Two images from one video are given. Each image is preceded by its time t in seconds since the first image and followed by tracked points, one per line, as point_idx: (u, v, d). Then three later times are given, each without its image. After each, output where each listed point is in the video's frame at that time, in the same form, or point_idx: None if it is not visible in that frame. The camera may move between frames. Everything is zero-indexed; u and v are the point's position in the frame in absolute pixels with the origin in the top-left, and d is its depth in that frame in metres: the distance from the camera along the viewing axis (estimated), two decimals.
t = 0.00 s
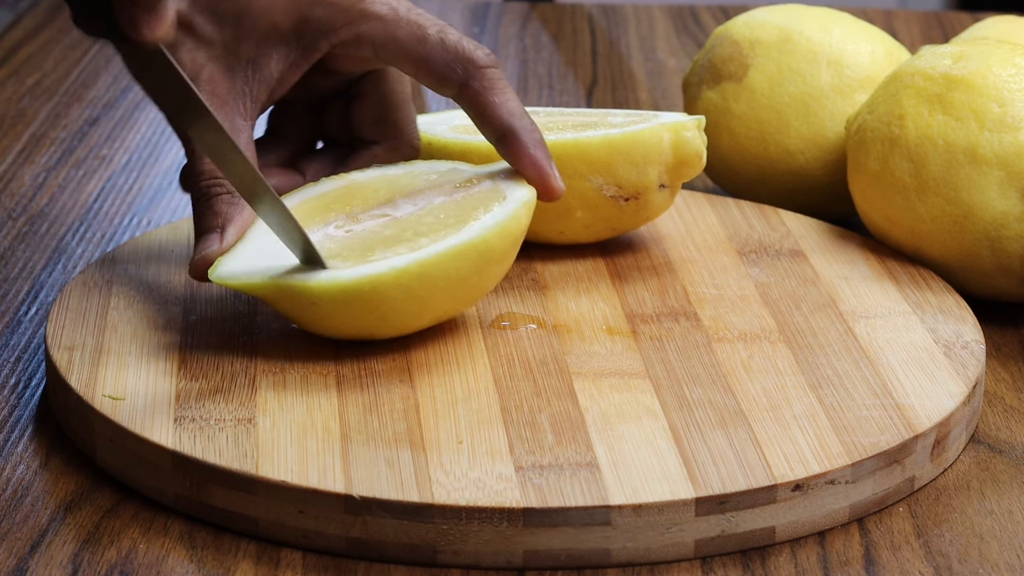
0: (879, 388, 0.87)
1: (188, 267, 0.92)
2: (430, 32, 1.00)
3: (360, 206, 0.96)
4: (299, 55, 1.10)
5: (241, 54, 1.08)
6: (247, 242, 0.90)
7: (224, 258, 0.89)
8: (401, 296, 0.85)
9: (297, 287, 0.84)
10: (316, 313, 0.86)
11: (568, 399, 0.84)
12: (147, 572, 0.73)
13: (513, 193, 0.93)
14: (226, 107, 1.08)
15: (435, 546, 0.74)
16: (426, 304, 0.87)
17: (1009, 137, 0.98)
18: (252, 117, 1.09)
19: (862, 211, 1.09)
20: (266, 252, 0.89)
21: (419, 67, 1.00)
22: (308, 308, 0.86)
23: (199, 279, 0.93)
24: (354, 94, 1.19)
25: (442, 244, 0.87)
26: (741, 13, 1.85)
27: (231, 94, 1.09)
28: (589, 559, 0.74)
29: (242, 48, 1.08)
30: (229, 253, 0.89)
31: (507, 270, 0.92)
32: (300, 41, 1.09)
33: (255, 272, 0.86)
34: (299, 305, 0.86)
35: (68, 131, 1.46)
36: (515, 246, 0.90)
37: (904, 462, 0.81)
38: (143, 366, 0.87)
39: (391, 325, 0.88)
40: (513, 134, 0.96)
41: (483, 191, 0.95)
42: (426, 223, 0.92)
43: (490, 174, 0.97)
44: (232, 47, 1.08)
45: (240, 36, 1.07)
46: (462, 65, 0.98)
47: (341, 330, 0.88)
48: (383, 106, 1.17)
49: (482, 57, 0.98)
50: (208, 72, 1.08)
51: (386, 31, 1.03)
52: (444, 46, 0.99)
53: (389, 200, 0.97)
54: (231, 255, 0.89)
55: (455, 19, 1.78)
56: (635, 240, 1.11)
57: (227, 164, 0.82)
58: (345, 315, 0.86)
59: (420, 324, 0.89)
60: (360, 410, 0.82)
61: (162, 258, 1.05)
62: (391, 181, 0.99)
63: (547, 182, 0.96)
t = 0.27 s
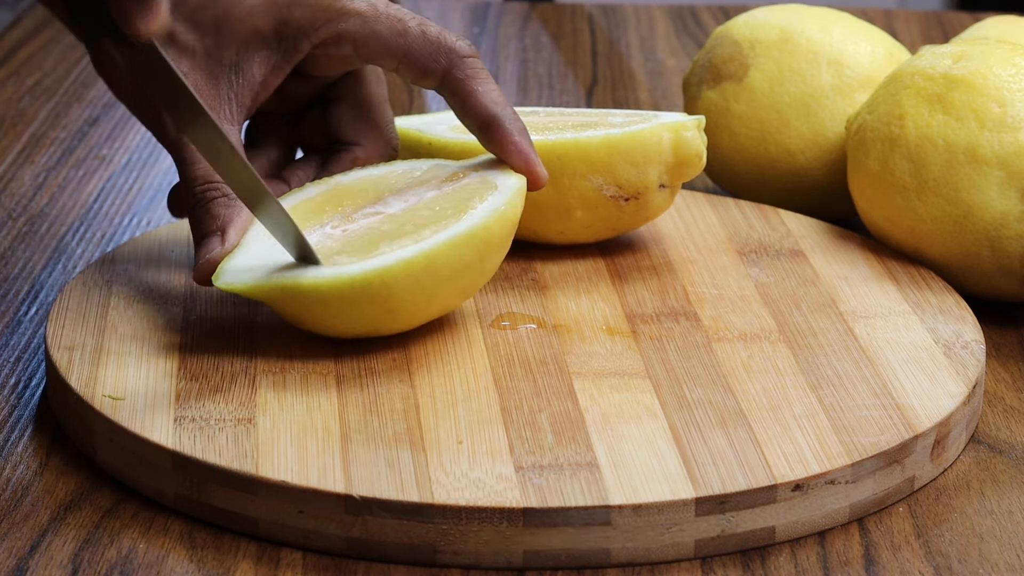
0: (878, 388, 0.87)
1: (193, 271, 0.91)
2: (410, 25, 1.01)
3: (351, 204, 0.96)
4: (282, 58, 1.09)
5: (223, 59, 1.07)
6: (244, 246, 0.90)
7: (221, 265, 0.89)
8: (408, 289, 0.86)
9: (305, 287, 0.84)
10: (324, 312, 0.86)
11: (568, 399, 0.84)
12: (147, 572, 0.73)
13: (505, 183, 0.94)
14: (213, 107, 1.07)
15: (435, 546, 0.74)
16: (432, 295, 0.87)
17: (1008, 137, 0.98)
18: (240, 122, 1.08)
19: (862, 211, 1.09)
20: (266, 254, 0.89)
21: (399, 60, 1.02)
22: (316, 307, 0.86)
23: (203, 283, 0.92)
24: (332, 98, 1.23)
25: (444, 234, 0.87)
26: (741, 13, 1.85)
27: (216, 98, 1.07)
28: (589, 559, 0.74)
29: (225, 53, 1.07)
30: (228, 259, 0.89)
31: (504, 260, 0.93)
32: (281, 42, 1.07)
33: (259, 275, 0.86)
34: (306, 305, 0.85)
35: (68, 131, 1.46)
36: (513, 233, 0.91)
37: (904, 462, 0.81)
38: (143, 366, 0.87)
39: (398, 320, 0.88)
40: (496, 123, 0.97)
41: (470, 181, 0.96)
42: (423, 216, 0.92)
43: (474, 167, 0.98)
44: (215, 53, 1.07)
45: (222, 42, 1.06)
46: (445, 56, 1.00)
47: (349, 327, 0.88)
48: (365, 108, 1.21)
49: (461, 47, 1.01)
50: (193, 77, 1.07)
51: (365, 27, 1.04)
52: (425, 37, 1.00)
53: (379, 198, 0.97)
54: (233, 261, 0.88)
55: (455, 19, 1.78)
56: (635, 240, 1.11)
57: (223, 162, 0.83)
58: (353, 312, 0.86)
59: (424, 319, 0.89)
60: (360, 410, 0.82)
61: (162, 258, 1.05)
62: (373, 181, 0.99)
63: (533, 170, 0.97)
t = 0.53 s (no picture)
0: (878, 388, 0.87)
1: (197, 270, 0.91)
2: (407, 25, 1.01)
3: (352, 204, 0.96)
4: (278, 56, 1.08)
5: (221, 60, 1.05)
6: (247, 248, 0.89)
7: (225, 266, 0.89)
8: (420, 290, 0.86)
9: (316, 288, 0.84)
10: (334, 314, 0.86)
11: (568, 399, 0.84)
12: (147, 572, 0.73)
13: (506, 184, 0.94)
14: (212, 107, 1.04)
15: (435, 546, 0.74)
16: (441, 297, 0.88)
17: (1008, 137, 0.98)
18: (238, 122, 1.06)
19: (862, 211, 1.09)
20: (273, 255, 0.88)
21: (396, 60, 1.02)
22: (326, 309, 0.85)
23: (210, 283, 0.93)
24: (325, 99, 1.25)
25: (452, 235, 0.88)
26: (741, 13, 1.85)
27: (214, 99, 1.05)
28: (589, 559, 0.74)
29: (223, 53, 1.05)
30: (234, 261, 0.88)
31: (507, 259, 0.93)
32: (279, 42, 1.07)
33: (269, 276, 0.85)
34: (317, 307, 0.85)
35: (68, 131, 1.46)
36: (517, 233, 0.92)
37: (904, 462, 0.81)
38: (143, 366, 0.87)
39: (408, 321, 0.88)
40: (494, 123, 0.97)
41: (469, 181, 0.96)
42: (426, 216, 0.93)
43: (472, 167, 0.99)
44: (212, 53, 1.05)
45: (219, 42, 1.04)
46: (443, 55, 1.00)
47: (356, 329, 0.88)
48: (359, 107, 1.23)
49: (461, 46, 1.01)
50: (193, 79, 1.04)
51: (363, 27, 1.04)
52: (422, 37, 1.01)
53: (380, 198, 0.97)
54: (240, 262, 0.87)
55: (455, 18, 1.78)
56: (635, 240, 1.11)
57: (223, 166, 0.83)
58: (364, 314, 0.86)
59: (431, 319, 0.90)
60: (360, 410, 0.82)
61: (162, 258, 1.05)
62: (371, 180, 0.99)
63: (530, 171, 0.97)
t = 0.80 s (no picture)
0: (878, 388, 0.87)
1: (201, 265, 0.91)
2: (403, 23, 1.02)
3: (351, 204, 0.96)
4: (273, 57, 1.09)
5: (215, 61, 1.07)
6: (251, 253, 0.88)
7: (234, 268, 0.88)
8: (431, 294, 0.86)
9: (333, 293, 0.84)
10: (346, 318, 0.85)
11: (568, 399, 0.84)
12: (147, 572, 0.73)
13: (505, 184, 0.95)
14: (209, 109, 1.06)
15: (435, 546, 0.74)
16: (449, 299, 0.88)
17: (1008, 137, 0.98)
18: (234, 122, 1.08)
19: (862, 211, 1.09)
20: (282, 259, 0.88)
21: (391, 58, 1.02)
22: (339, 313, 0.85)
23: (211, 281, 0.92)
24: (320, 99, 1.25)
25: (463, 239, 0.88)
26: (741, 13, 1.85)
27: (209, 99, 1.07)
28: (589, 559, 0.74)
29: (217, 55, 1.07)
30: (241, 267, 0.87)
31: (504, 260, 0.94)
32: (273, 42, 1.08)
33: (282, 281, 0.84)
34: (330, 311, 0.85)
35: (68, 131, 1.46)
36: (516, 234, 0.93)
37: (904, 462, 0.81)
38: (143, 366, 0.87)
39: (415, 324, 0.88)
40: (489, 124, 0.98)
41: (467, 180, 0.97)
42: (430, 219, 0.93)
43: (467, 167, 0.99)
44: (206, 55, 1.07)
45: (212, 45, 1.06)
46: (438, 54, 1.01)
47: (363, 333, 0.88)
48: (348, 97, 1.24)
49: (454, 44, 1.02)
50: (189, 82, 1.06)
51: (357, 25, 1.03)
52: (418, 37, 1.01)
53: (378, 199, 0.97)
54: (249, 267, 0.87)
55: (455, 18, 1.78)
56: (635, 240, 1.11)
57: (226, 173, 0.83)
58: (375, 318, 0.86)
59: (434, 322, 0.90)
60: (360, 410, 0.82)
61: (162, 258, 1.05)
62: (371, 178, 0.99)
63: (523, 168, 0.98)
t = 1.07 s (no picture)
0: (878, 388, 0.87)
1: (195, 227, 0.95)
2: (391, 14, 1.07)
3: (330, 206, 0.96)
4: (261, 40, 1.11)
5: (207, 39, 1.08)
6: (248, 258, 0.87)
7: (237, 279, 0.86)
8: (438, 285, 0.87)
9: (345, 289, 0.83)
10: (356, 315, 0.85)
11: (568, 399, 0.84)
12: (147, 572, 0.73)
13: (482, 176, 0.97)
14: (200, 84, 1.06)
15: (435, 546, 0.74)
16: (451, 290, 0.88)
17: (1008, 137, 0.98)
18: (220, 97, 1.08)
19: (862, 211, 1.09)
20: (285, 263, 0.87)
21: (377, 46, 1.07)
22: (350, 311, 0.85)
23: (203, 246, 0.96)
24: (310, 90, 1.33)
25: (459, 227, 0.89)
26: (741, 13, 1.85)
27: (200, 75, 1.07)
28: (589, 559, 0.74)
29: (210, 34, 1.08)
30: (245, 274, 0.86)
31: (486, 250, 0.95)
32: (262, 27, 1.10)
33: (292, 284, 0.83)
34: (341, 309, 0.84)
35: (68, 131, 1.46)
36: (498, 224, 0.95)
37: (904, 462, 0.81)
38: (143, 366, 0.87)
39: (418, 317, 0.88)
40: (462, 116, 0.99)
41: (439, 180, 0.98)
42: (419, 214, 0.93)
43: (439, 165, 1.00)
44: (199, 33, 1.07)
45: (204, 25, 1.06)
46: (424, 44, 1.05)
47: (369, 330, 0.88)
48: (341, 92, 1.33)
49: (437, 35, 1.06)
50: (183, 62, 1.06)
51: (346, 14, 1.08)
52: (404, 26, 1.05)
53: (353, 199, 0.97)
54: (254, 274, 0.85)
55: (455, 18, 1.78)
56: (635, 239, 1.11)
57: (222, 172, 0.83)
58: (384, 313, 0.86)
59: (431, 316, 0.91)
60: (360, 410, 0.82)
61: (162, 258, 1.05)
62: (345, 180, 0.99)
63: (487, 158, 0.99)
